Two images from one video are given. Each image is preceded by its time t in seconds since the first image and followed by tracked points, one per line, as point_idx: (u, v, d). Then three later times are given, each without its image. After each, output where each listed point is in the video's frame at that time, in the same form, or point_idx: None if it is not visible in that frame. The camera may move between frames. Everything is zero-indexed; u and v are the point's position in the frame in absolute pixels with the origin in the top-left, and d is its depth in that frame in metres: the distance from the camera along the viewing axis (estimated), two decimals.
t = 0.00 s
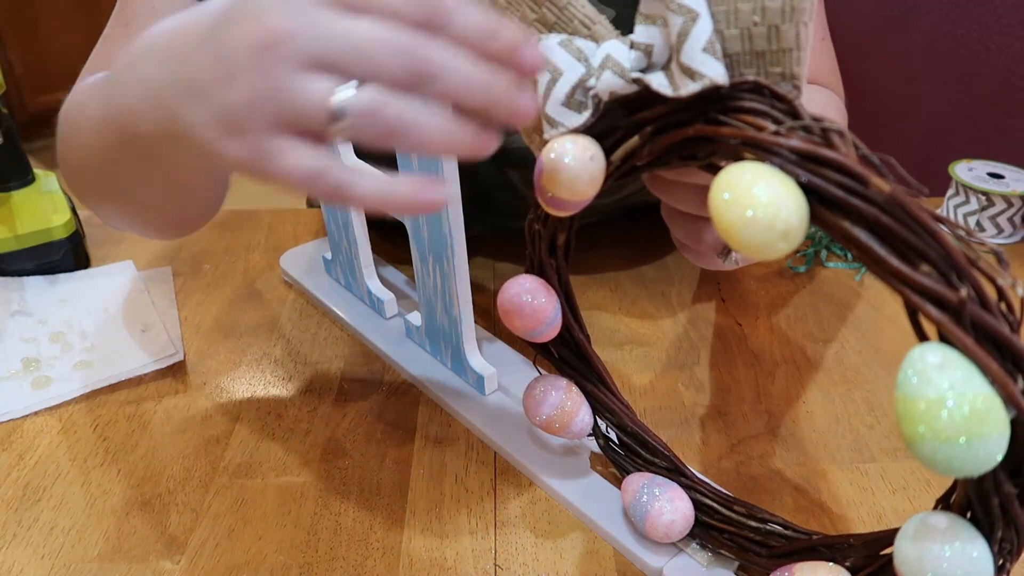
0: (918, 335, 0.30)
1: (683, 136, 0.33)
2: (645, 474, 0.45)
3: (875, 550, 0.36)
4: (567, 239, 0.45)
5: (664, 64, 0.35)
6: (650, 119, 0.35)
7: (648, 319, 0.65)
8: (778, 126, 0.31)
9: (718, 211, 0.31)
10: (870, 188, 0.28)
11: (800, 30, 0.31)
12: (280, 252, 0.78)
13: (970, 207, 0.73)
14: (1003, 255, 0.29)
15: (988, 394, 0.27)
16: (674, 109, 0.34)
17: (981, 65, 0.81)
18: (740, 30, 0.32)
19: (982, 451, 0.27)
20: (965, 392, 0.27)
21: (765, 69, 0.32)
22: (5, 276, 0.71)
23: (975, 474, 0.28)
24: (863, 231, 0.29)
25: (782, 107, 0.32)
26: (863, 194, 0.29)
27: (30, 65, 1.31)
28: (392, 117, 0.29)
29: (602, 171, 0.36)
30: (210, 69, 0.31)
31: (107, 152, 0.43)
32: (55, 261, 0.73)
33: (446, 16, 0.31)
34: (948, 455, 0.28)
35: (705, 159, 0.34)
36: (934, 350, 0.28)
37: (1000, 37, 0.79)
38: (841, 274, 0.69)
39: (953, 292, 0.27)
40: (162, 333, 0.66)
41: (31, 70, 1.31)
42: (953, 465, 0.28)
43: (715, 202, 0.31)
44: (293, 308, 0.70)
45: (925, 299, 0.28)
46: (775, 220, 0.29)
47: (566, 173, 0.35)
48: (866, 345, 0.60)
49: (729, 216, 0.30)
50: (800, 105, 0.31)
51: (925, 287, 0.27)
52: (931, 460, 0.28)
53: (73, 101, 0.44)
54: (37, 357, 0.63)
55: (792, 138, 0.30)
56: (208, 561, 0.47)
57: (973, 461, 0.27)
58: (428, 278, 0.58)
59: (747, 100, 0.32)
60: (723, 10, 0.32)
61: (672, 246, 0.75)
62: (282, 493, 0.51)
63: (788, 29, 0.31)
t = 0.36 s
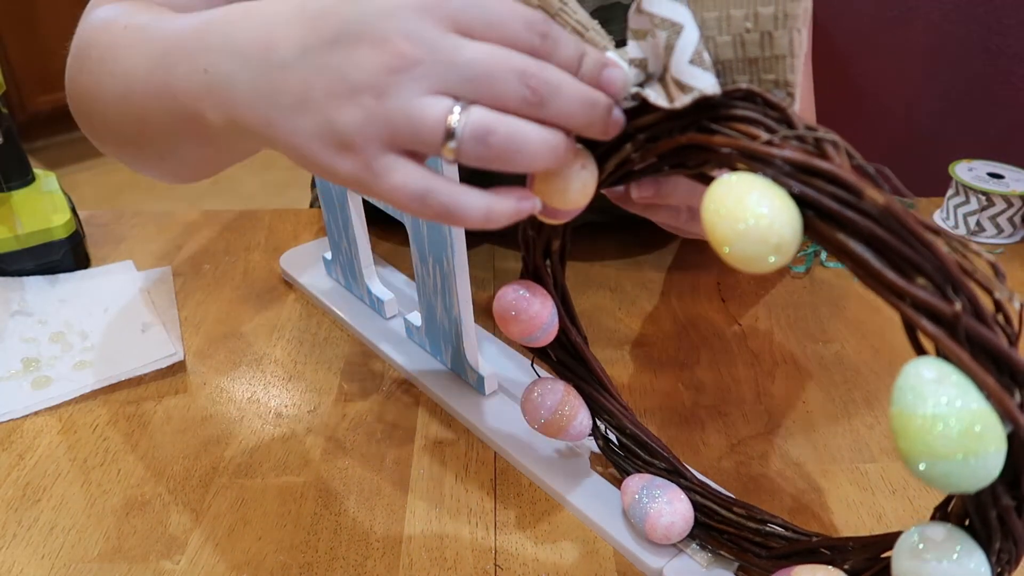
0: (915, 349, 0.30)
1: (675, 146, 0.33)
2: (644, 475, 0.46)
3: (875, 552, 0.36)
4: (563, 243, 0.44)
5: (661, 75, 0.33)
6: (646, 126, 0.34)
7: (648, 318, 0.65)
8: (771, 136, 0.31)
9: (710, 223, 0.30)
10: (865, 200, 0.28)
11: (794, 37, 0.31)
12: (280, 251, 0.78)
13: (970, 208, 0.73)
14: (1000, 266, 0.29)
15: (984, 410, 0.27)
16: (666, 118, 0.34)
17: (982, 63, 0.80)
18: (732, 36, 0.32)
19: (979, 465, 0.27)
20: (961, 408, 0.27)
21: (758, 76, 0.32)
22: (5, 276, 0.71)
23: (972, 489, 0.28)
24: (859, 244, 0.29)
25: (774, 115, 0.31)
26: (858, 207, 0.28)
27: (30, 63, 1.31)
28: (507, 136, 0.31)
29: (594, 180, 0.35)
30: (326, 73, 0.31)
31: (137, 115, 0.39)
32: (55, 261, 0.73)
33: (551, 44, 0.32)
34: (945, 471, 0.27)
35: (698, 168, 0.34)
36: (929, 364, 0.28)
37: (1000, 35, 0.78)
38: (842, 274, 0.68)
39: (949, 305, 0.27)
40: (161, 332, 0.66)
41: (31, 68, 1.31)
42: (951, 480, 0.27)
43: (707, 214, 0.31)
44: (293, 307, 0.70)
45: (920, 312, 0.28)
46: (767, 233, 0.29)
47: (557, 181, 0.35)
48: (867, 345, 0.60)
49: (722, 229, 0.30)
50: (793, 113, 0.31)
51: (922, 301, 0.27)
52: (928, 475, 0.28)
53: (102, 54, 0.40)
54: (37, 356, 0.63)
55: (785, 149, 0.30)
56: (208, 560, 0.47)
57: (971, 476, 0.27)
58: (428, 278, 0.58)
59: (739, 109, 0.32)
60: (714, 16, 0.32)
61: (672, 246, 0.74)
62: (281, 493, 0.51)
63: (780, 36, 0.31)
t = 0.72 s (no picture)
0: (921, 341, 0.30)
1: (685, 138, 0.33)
2: (645, 475, 0.45)
3: (875, 551, 0.36)
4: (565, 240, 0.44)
5: (672, 66, 0.33)
6: (655, 120, 0.35)
7: (648, 319, 0.65)
8: (782, 130, 0.31)
9: (720, 215, 0.30)
10: (874, 192, 0.28)
11: (805, 33, 0.31)
12: (280, 252, 0.78)
13: (971, 207, 0.73)
14: (1007, 260, 0.29)
15: (991, 401, 0.27)
16: (678, 111, 0.34)
17: (982, 64, 0.80)
18: (744, 32, 0.32)
19: (985, 457, 0.27)
20: (968, 399, 0.27)
21: (769, 71, 0.32)
22: (4, 276, 0.71)
23: (978, 481, 0.28)
24: (867, 236, 0.29)
25: (785, 110, 0.32)
26: (867, 199, 0.28)
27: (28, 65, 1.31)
28: (547, 158, 0.31)
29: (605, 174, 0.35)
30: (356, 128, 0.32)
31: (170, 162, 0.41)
32: (54, 262, 0.73)
33: (574, 42, 0.30)
34: (952, 462, 0.27)
35: (705, 162, 0.34)
36: (936, 356, 0.28)
37: (1000, 36, 0.78)
38: (841, 274, 0.69)
39: (957, 297, 0.27)
40: (161, 332, 0.66)
41: (29, 69, 1.31)
42: (956, 471, 0.28)
43: (717, 206, 0.31)
44: (293, 308, 0.70)
45: (928, 304, 0.28)
46: (778, 224, 0.29)
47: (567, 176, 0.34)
48: (867, 345, 0.60)
49: (732, 221, 0.30)
50: (804, 109, 0.31)
51: (930, 293, 0.27)
52: (933, 466, 0.28)
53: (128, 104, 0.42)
54: (37, 356, 0.63)
55: (796, 142, 0.30)
56: (208, 560, 0.47)
57: (976, 468, 0.27)
58: (428, 278, 0.58)
59: (750, 103, 0.32)
60: (726, 12, 0.32)
61: (672, 247, 0.75)
62: (282, 494, 0.51)
63: (792, 32, 0.31)
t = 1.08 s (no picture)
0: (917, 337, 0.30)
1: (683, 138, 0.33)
2: (645, 474, 0.45)
3: (876, 551, 0.36)
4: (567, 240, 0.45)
5: (670, 65, 0.33)
6: (652, 120, 0.35)
7: (648, 319, 0.65)
8: (778, 128, 0.31)
9: (718, 214, 0.31)
10: (871, 190, 0.28)
11: (801, 32, 0.31)
12: (280, 252, 0.78)
13: (970, 208, 0.73)
14: (1004, 257, 0.29)
15: (988, 399, 0.27)
16: (675, 111, 0.34)
17: (981, 65, 0.80)
18: (740, 31, 0.32)
19: (982, 454, 0.27)
20: (965, 397, 0.27)
21: (766, 70, 0.33)
22: (4, 276, 0.71)
23: (976, 478, 0.28)
24: (865, 234, 0.29)
25: (782, 109, 0.32)
26: (865, 197, 0.29)
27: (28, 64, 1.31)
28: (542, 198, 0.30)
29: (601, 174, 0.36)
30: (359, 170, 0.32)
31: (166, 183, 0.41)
32: (55, 262, 0.73)
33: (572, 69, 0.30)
34: (949, 460, 0.28)
35: (703, 161, 0.34)
36: (934, 354, 0.28)
37: (1000, 37, 0.79)
38: (841, 274, 0.69)
39: (954, 295, 0.27)
40: (161, 333, 0.66)
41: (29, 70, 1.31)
42: (954, 468, 0.28)
43: (714, 205, 0.31)
44: (293, 308, 0.70)
45: (925, 302, 0.28)
46: (775, 223, 0.29)
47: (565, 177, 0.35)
48: (866, 345, 0.60)
49: (729, 220, 0.30)
50: (801, 107, 0.31)
51: (927, 291, 0.27)
52: (931, 464, 0.28)
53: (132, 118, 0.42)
54: (37, 356, 0.63)
55: (793, 141, 0.30)
56: (209, 560, 0.47)
57: (974, 465, 0.27)
58: (428, 278, 0.58)
59: (747, 102, 0.32)
60: (723, 11, 0.32)
61: (672, 247, 0.75)
62: (282, 493, 0.51)
63: (788, 31, 0.32)
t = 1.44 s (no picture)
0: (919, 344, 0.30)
1: (682, 141, 0.33)
2: (645, 474, 0.45)
3: (875, 552, 0.36)
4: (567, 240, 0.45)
5: (666, 69, 0.33)
6: (649, 123, 0.35)
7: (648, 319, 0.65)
8: (777, 131, 0.31)
9: (717, 218, 0.31)
10: (870, 195, 0.28)
11: (800, 34, 0.32)
12: (280, 252, 0.78)
13: (970, 207, 0.73)
14: (1004, 261, 0.29)
15: (988, 404, 0.27)
16: (673, 113, 0.34)
17: (982, 65, 0.81)
18: (739, 33, 0.32)
19: (982, 460, 0.27)
20: (965, 403, 0.27)
21: (765, 73, 0.33)
22: (5, 276, 0.72)
23: (975, 484, 0.28)
24: (863, 239, 0.29)
25: (781, 112, 0.32)
26: (864, 202, 0.29)
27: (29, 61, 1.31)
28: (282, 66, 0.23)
29: (599, 174, 0.36)
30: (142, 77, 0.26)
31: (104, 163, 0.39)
32: (55, 262, 0.73)
33: None
34: (948, 466, 0.27)
35: (702, 164, 0.34)
36: (933, 360, 0.28)
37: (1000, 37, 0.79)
38: (841, 274, 0.69)
39: (954, 300, 0.27)
40: (161, 333, 0.66)
41: (30, 69, 1.31)
42: (953, 474, 0.28)
43: (713, 209, 0.31)
44: (292, 308, 0.70)
45: (925, 307, 0.28)
46: (773, 227, 0.29)
47: (563, 178, 0.36)
48: (866, 345, 0.60)
49: (729, 224, 0.30)
50: (800, 110, 0.31)
51: (926, 296, 0.27)
52: (930, 469, 0.28)
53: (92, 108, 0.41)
54: (37, 356, 0.63)
55: (792, 144, 0.30)
56: (208, 560, 0.47)
57: (973, 471, 0.27)
58: (428, 278, 0.57)
59: (746, 104, 0.32)
60: (722, 13, 0.32)
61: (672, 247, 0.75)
62: (282, 493, 0.51)
63: (787, 33, 0.32)
